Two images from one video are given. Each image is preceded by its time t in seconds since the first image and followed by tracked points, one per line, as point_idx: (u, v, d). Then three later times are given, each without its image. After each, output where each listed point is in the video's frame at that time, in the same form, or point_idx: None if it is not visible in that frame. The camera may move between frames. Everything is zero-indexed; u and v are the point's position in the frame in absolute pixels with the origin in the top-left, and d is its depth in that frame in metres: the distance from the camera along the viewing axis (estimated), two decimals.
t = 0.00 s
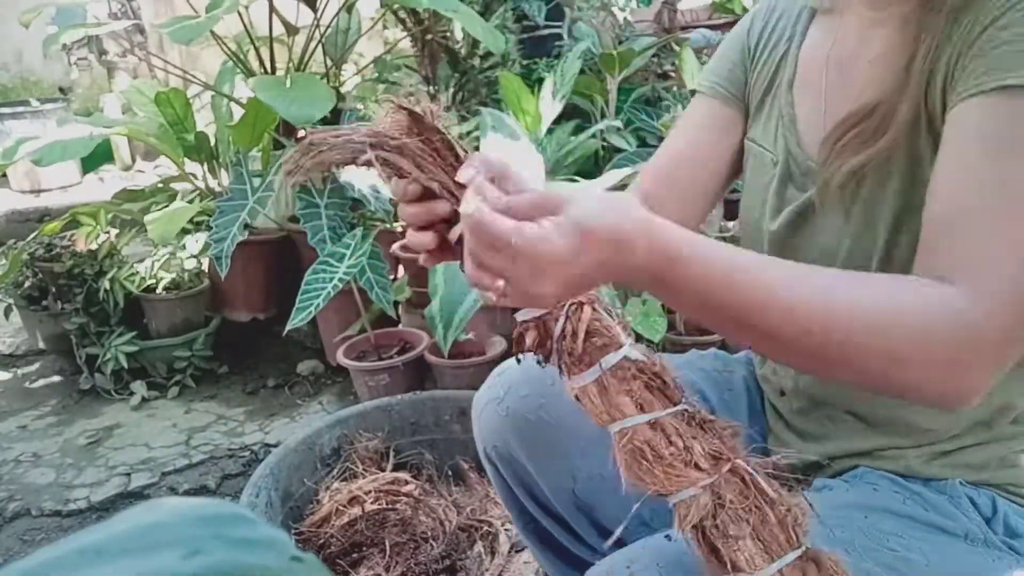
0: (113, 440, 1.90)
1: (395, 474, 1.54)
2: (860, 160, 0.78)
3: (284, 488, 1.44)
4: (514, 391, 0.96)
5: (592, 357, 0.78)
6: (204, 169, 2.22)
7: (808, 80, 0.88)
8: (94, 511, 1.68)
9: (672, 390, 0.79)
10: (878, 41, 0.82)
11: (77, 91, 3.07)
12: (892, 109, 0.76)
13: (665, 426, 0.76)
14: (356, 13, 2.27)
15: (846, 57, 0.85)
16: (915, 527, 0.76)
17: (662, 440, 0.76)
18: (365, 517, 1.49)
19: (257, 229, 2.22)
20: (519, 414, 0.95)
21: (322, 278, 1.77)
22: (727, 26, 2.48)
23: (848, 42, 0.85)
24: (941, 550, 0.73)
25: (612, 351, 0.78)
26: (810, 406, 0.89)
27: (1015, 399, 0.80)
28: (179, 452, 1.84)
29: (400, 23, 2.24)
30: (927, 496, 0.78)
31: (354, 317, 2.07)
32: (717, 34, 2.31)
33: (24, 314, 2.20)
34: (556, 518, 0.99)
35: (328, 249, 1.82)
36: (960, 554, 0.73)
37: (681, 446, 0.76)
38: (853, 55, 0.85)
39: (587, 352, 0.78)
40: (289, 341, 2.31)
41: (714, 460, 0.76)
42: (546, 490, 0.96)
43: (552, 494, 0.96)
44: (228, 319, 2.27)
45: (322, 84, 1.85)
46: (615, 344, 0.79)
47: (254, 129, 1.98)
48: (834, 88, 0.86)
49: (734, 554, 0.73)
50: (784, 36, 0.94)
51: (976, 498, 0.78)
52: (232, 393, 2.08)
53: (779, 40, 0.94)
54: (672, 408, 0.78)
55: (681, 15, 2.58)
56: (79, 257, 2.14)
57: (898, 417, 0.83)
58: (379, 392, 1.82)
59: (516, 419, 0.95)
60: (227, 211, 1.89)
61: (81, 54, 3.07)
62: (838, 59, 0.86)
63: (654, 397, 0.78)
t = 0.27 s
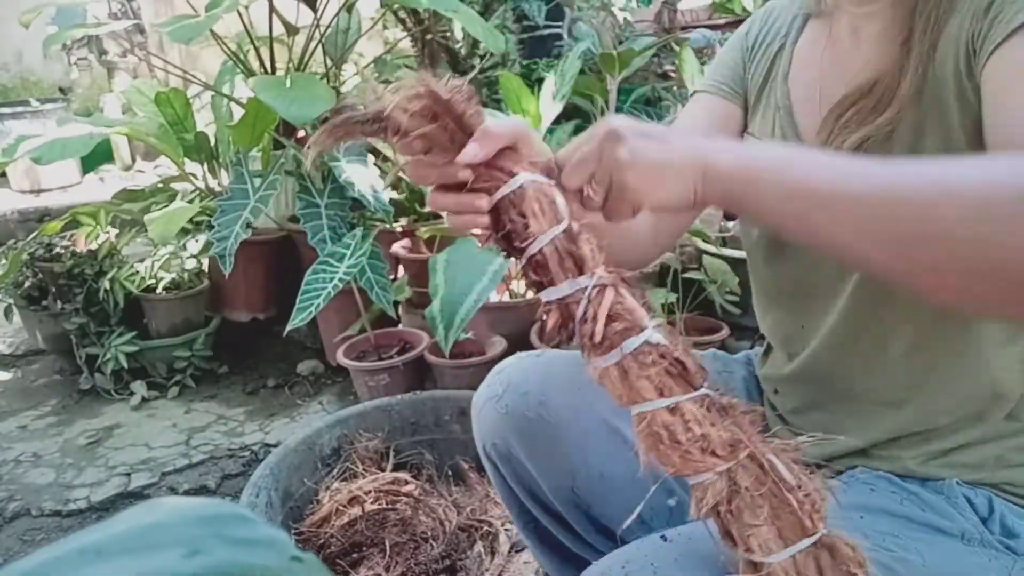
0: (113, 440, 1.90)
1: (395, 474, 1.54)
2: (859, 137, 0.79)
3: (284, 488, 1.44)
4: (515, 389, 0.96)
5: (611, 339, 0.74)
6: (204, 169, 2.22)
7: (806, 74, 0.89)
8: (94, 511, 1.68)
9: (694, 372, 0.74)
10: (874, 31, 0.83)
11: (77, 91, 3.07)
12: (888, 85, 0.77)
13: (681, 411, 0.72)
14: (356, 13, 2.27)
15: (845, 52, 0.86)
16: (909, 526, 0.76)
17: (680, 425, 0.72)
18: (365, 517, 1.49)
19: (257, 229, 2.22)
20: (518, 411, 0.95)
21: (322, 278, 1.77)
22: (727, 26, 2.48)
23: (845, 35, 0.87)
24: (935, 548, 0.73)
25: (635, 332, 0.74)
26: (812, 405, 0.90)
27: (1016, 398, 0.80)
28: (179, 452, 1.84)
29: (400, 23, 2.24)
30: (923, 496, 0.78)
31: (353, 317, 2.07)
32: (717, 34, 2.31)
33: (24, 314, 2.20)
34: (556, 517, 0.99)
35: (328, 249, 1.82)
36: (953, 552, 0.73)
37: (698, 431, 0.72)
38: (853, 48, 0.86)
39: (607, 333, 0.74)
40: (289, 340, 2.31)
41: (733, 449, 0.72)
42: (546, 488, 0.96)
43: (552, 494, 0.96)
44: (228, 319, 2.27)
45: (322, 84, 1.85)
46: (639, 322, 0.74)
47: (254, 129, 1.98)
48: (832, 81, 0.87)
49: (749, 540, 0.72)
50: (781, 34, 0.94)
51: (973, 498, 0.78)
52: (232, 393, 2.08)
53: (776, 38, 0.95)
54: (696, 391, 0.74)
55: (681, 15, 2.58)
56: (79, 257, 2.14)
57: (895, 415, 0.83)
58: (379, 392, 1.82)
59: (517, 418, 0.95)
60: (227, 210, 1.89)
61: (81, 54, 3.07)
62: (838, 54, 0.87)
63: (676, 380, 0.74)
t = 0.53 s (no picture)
0: (113, 440, 1.90)
1: (395, 474, 1.53)
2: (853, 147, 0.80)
3: (284, 487, 1.44)
4: (511, 386, 0.96)
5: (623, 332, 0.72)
6: (204, 169, 2.22)
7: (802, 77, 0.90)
8: (94, 511, 1.68)
9: (707, 364, 0.73)
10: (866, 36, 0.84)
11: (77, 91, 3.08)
12: (882, 93, 0.78)
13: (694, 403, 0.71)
14: (356, 13, 2.27)
15: (837, 56, 0.87)
16: (908, 529, 0.76)
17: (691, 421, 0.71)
18: (365, 517, 1.49)
19: (257, 229, 2.22)
20: (516, 408, 0.95)
21: (322, 278, 1.77)
22: (727, 26, 2.48)
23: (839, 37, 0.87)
24: (933, 551, 0.74)
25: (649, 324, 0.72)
26: (807, 407, 0.89)
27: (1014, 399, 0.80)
28: (180, 452, 1.84)
29: (400, 23, 2.25)
30: (920, 497, 0.78)
31: (353, 317, 2.07)
32: (717, 34, 2.31)
33: (23, 314, 2.20)
34: (554, 515, 0.99)
35: (328, 249, 1.82)
36: (951, 555, 0.74)
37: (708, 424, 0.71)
38: (845, 50, 0.86)
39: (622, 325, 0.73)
40: (289, 341, 2.31)
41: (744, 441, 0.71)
42: (544, 486, 0.96)
43: (551, 492, 0.96)
44: (228, 319, 2.27)
45: (322, 84, 1.85)
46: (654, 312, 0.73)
47: (254, 129, 1.97)
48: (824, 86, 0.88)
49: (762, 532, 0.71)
50: (772, 39, 0.95)
51: (968, 498, 0.78)
52: (233, 393, 2.08)
53: (767, 44, 0.95)
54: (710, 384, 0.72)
55: (681, 15, 2.59)
56: (79, 257, 2.14)
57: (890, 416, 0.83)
58: (379, 392, 1.82)
59: (514, 415, 0.95)
60: (227, 210, 1.89)
61: (81, 54, 3.07)
62: (832, 57, 0.87)
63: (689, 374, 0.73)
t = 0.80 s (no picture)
0: (113, 441, 1.90)
1: (395, 474, 1.54)
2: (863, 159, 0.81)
3: (284, 488, 1.44)
4: (510, 386, 0.96)
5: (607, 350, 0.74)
6: (204, 169, 2.22)
7: (812, 70, 0.90)
8: (94, 511, 1.68)
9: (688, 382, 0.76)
10: (877, 39, 0.84)
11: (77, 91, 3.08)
12: (896, 106, 0.78)
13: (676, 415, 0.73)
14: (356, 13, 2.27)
15: (844, 58, 0.87)
16: (905, 528, 0.76)
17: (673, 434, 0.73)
18: (365, 517, 1.49)
19: (257, 229, 2.22)
20: (514, 407, 0.95)
21: (322, 278, 1.77)
22: (727, 26, 2.48)
23: (849, 38, 0.87)
24: (930, 552, 0.73)
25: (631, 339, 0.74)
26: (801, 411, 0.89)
27: (1014, 401, 0.80)
28: (180, 452, 1.84)
29: (400, 23, 2.25)
30: (917, 497, 0.78)
31: (353, 317, 2.07)
32: (717, 34, 2.31)
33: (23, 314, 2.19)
34: (553, 516, 0.98)
35: (328, 249, 1.82)
36: (949, 555, 0.73)
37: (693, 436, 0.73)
38: (853, 51, 0.87)
39: (603, 342, 0.74)
40: (290, 340, 2.31)
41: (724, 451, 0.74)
42: (542, 486, 0.96)
43: (550, 492, 0.96)
44: (228, 319, 2.27)
45: (322, 84, 1.85)
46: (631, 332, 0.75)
47: (254, 129, 1.97)
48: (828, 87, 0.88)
49: (751, 546, 0.73)
50: (782, 32, 0.96)
51: (966, 499, 0.78)
52: (233, 393, 2.08)
53: (777, 35, 0.96)
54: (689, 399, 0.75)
55: (681, 14, 2.59)
56: (79, 257, 2.14)
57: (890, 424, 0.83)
58: (379, 392, 1.82)
59: (513, 415, 0.95)
60: (227, 210, 1.89)
61: (81, 54, 3.07)
62: (840, 56, 0.88)
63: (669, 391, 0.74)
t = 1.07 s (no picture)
0: (113, 441, 1.90)
1: (395, 474, 1.54)
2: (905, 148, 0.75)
3: (284, 487, 1.44)
4: (513, 383, 0.95)
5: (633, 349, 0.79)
6: (204, 169, 2.22)
7: (834, 71, 0.85)
8: (94, 511, 1.68)
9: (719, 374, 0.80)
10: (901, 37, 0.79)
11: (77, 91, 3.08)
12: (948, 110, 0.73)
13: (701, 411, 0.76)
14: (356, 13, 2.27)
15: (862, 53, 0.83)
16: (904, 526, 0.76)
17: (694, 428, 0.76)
18: (365, 517, 1.49)
19: (257, 229, 2.22)
20: (517, 406, 0.95)
21: (322, 278, 1.77)
22: (727, 26, 2.48)
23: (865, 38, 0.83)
24: (931, 550, 0.74)
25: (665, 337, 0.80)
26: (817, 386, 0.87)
27: None
28: (180, 452, 1.84)
29: (400, 23, 2.25)
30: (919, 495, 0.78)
31: (353, 316, 2.06)
32: (717, 34, 2.31)
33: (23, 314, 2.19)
34: (557, 512, 0.99)
35: (328, 249, 1.82)
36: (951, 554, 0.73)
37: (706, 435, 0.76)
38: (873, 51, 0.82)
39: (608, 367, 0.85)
40: (290, 340, 2.31)
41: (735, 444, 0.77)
42: (546, 485, 0.96)
43: (552, 490, 0.96)
44: (228, 319, 2.27)
45: (322, 84, 1.85)
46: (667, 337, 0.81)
47: (254, 129, 1.97)
48: (852, 88, 0.84)
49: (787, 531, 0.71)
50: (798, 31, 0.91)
51: (970, 498, 0.79)
52: (233, 393, 2.08)
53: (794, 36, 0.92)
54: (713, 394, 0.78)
55: (681, 15, 2.59)
56: (79, 257, 2.14)
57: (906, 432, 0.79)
58: (379, 392, 1.82)
59: (516, 413, 0.95)
60: (227, 211, 1.89)
61: (81, 54, 3.06)
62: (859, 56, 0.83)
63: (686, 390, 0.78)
